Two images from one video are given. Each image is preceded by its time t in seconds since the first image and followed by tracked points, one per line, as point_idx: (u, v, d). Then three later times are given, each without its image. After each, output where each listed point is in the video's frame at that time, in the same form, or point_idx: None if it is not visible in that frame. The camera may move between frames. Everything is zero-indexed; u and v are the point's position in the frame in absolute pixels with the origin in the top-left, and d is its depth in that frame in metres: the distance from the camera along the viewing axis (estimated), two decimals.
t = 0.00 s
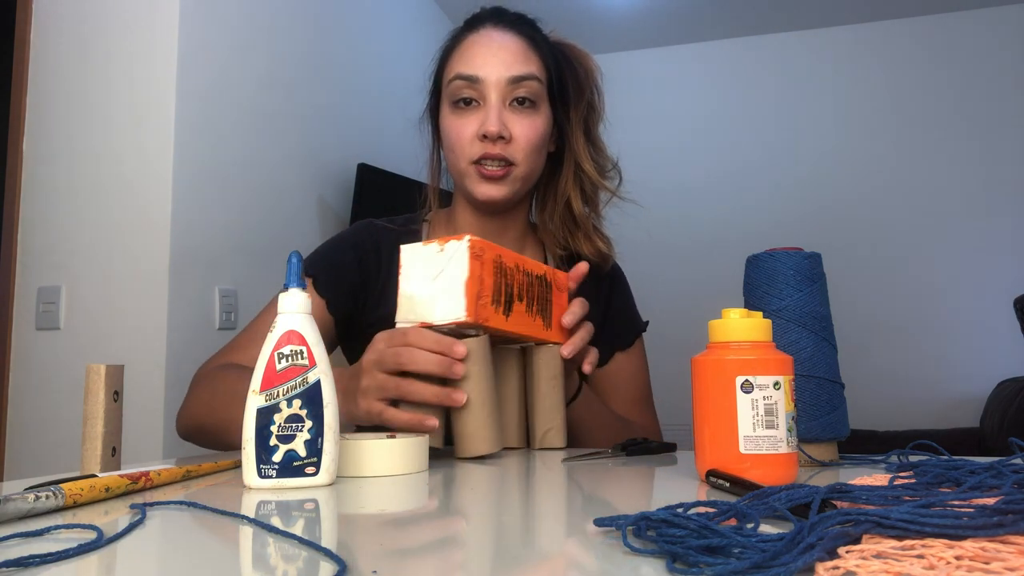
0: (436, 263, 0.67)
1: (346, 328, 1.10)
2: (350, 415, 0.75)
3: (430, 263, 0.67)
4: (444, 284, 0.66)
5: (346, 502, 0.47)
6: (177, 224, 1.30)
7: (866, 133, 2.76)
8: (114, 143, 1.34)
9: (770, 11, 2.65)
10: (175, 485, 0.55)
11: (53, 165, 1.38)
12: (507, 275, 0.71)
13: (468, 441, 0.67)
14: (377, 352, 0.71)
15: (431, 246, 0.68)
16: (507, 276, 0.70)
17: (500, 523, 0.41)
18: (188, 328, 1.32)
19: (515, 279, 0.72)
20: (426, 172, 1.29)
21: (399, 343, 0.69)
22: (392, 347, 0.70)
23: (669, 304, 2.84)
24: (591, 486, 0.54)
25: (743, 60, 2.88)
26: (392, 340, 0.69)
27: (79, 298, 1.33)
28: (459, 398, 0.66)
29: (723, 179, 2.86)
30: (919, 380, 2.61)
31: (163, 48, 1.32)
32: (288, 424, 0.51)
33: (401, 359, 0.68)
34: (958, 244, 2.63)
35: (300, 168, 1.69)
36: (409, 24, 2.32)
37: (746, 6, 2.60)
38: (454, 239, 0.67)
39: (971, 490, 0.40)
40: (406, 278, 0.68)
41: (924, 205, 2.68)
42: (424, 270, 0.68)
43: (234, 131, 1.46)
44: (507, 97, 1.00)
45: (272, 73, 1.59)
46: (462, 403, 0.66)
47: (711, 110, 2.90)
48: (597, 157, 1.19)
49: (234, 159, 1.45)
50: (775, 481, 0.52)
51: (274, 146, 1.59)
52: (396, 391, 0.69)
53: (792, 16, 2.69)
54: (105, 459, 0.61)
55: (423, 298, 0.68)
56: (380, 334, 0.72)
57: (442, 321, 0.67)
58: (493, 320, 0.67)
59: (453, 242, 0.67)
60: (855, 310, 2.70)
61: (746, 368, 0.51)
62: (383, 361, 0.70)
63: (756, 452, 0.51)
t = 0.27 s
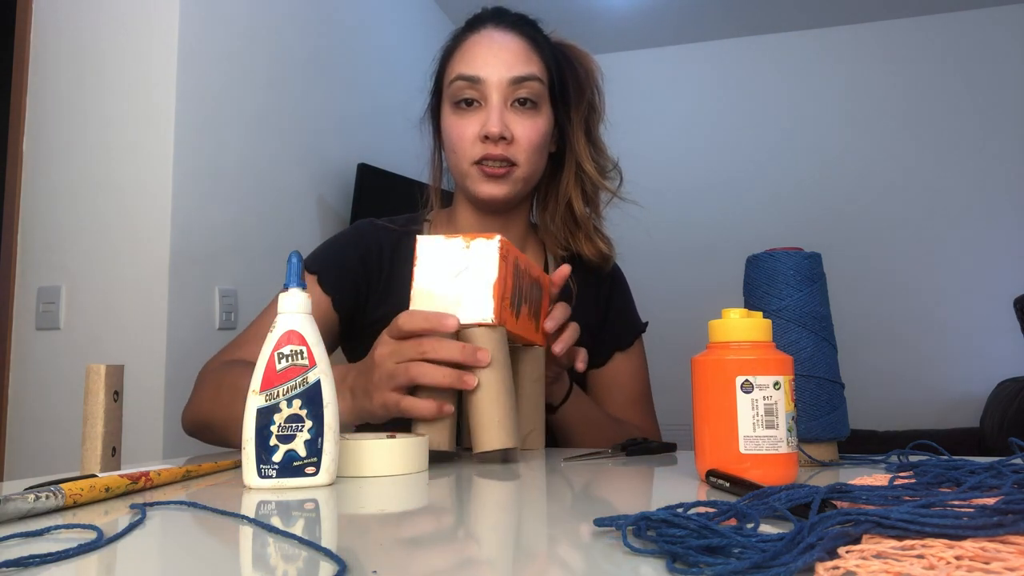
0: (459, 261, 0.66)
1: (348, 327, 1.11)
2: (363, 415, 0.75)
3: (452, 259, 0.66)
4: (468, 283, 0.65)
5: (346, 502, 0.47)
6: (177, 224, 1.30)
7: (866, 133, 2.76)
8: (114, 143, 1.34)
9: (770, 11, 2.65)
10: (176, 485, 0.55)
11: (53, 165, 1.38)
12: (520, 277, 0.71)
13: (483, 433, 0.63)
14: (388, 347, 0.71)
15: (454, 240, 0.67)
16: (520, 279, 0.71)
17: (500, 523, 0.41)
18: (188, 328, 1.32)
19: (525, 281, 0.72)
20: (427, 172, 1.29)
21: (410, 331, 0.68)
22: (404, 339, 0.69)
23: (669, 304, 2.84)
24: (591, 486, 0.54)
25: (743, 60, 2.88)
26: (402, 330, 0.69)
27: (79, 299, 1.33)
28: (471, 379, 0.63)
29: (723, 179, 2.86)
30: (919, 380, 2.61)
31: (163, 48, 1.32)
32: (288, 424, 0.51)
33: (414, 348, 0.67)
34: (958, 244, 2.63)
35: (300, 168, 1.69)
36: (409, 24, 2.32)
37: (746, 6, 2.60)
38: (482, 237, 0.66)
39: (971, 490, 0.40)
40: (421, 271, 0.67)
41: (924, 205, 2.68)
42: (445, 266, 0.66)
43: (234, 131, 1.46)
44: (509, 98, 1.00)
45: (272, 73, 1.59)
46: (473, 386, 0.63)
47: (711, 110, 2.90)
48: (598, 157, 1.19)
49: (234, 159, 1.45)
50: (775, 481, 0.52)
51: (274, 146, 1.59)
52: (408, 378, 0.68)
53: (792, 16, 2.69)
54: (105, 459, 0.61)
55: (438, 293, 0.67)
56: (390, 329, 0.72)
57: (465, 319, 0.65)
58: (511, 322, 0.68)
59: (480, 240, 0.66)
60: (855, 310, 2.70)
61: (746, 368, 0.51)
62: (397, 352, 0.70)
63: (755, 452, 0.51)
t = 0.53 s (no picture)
0: (461, 270, 0.66)
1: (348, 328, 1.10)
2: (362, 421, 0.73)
3: (454, 267, 0.66)
4: (471, 290, 0.65)
5: (346, 502, 0.47)
6: (177, 224, 1.30)
7: (866, 132, 2.76)
8: (114, 143, 1.34)
9: (770, 11, 2.65)
10: (176, 485, 0.55)
11: (53, 164, 1.38)
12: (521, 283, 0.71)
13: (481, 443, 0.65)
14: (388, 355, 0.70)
15: (455, 247, 0.67)
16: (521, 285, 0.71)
17: (500, 523, 0.41)
18: (188, 328, 1.32)
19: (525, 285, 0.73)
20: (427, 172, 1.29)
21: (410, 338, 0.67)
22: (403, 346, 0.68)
23: (669, 304, 2.84)
24: (589, 486, 0.54)
25: (742, 60, 2.88)
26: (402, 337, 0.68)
27: (79, 298, 1.33)
28: (473, 390, 0.64)
29: (723, 179, 2.86)
30: (919, 380, 2.61)
31: (164, 48, 1.32)
32: (288, 423, 0.51)
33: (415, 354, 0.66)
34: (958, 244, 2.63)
35: (300, 168, 1.69)
36: (409, 24, 2.32)
37: (746, 6, 2.60)
38: (484, 244, 0.67)
39: (971, 490, 0.40)
40: (423, 279, 0.67)
41: (924, 205, 2.68)
42: (446, 275, 0.66)
43: (234, 130, 1.46)
44: (508, 97, 1.00)
45: (272, 73, 1.59)
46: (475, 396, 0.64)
47: (711, 110, 2.90)
48: (598, 156, 1.19)
49: (233, 159, 1.45)
50: (775, 481, 0.52)
51: (274, 145, 1.59)
52: (409, 387, 0.66)
53: (792, 16, 2.69)
54: (105, 459, 0.61)
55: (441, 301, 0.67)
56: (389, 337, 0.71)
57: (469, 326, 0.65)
58: (512, 330, 0.68)
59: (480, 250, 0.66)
60: (855, 310, 2.70)
61: (746, 368, 0.51)
62: (400, 361, 0.68)
63: (756, 452, 0.51)
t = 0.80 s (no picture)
0: (469, 270, 0.66)
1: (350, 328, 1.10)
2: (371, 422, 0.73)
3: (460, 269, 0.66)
4: (478, 291, 0.65)
5: (346, 502, 0.47)
6: (176, 224, 1.30)
7: (865, 132, 2.76)
8: (114, 143, 1.34)
9: (770, 11, 2.65)
10: (175, 485, 0.55)
11: (52, 165, 1.38)
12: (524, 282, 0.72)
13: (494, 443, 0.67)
14: (400, 360, 0.68)
15: (461, 250, 0.67)
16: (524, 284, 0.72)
17: (500, 523, 0.41)
18: (189, 328, 1.32)
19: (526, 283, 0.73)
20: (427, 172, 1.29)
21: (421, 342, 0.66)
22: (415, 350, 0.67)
23: (669, 304, 2.84)
24: (589, 486, 0.54)
25: (743, 60, 2.89)
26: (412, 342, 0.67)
27: (79, 298, 1.32)
28: (487, 389, 0.64)
29: (722, 179, 2.86)
30: (919, 380, 2.62)
31: (163, 47, 1.32)
32: (288, 424, 0.51)
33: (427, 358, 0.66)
34: (957, 244, 2.63)
35: (299, 168, 1.69)
36: (409, 24, 2.32)
37: (745, 6, 2.60)
38: (489, 246, 0.67)
39: (971, 490, 0.40)
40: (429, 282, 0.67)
41: (924, 205, 2.68)
42: (453, 276, 0.67)
43: (234, 131, 1.46)
44: (507, 96, 1.00)
45: (272, 73, 1.59)
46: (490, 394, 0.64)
47: (710, 110, 2.90)
48: (598, 154, 1.19)
49: (233, 159, 1.45)
50: (775, 481, 0.52)
51: (274, 145, 1.59)
52: (425, 394, 0.66)
53: (792, 16, 2.69)
54: (105, 459, 0.61)
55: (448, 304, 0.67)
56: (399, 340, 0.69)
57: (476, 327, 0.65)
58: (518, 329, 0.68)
59: (488, 250, 0.67)
60: (855, 310, 2.70)
61: (746, 368, 0.51)
62: (412, 366, 0.67)
63: (756, 452, 0.51)
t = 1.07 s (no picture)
0: (472, 271, 0.66)
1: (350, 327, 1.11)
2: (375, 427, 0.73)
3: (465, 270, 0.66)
4: (482, 293, 0.66)
5: (346, 502, 0.47)
6: (177, 224, 1.30)
7: (865, 132, 2.76)
8: (113, 144, 1.34)
9: (770, 11, 2.65)
10: (175, 485, 0.55)
11: (52, 165, 1.38)
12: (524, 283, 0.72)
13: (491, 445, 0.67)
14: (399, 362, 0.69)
15: (465, 250, 0.67)
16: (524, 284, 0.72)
17: (500, 523, 0.41)
18: (189, 328, 1.32)
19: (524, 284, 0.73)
20: (426, 172, 1.29)
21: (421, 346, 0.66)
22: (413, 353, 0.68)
23: (669, 304, 2.84)
24: (588, 486, 0.54)
25: (743, 60, 2.88)
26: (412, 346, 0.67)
27: (79, 298, 1.32)
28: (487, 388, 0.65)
29: (722, 178, 2.86)
30: (919, 379, 2.62)
31: (163, 47, 1.32)
32: (288, 423, 0.51)
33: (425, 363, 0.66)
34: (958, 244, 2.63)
35: (299, 168, 1.69)
36: (409, 24, 2.32)
37: (746, 6, 2.60)
38: (493, 245, 0.67)
39: (971, 490, 0.40)
40: (432, 283, 0.67)
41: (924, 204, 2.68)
42: (456, 276, 0.66)
43: (234, 130, 1.46)
44: (507, 96, 1.00)
45: (272, 73, 1.59)
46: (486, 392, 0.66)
47: (710, 110, 2.90)
48: (598, 154, 1.19)
49: (232, 159, 1.45)
50: (775, 481, 0.52)
51: (274, 145, 1.59)
52: (423, 397, 0.66)
53: (793, 16, 2.69)
54: (105, 459, 0.61)
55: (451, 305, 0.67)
56: (399, 342, 0.69)
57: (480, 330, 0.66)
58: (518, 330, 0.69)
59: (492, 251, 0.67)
60: (855, 310, 2.70)
61: (746, 368, 0.51)
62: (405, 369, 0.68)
63: (755, 452, 0.51)
